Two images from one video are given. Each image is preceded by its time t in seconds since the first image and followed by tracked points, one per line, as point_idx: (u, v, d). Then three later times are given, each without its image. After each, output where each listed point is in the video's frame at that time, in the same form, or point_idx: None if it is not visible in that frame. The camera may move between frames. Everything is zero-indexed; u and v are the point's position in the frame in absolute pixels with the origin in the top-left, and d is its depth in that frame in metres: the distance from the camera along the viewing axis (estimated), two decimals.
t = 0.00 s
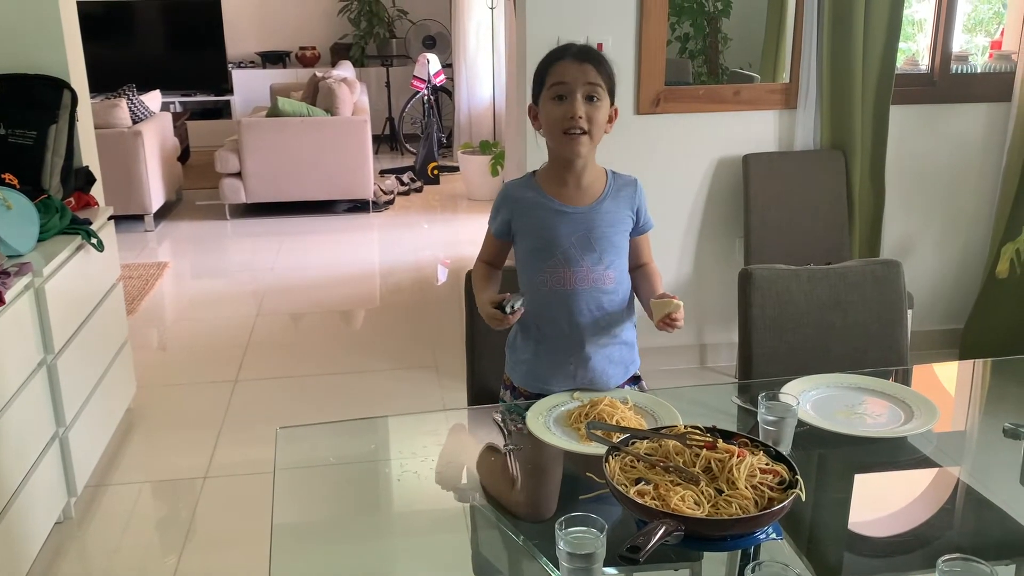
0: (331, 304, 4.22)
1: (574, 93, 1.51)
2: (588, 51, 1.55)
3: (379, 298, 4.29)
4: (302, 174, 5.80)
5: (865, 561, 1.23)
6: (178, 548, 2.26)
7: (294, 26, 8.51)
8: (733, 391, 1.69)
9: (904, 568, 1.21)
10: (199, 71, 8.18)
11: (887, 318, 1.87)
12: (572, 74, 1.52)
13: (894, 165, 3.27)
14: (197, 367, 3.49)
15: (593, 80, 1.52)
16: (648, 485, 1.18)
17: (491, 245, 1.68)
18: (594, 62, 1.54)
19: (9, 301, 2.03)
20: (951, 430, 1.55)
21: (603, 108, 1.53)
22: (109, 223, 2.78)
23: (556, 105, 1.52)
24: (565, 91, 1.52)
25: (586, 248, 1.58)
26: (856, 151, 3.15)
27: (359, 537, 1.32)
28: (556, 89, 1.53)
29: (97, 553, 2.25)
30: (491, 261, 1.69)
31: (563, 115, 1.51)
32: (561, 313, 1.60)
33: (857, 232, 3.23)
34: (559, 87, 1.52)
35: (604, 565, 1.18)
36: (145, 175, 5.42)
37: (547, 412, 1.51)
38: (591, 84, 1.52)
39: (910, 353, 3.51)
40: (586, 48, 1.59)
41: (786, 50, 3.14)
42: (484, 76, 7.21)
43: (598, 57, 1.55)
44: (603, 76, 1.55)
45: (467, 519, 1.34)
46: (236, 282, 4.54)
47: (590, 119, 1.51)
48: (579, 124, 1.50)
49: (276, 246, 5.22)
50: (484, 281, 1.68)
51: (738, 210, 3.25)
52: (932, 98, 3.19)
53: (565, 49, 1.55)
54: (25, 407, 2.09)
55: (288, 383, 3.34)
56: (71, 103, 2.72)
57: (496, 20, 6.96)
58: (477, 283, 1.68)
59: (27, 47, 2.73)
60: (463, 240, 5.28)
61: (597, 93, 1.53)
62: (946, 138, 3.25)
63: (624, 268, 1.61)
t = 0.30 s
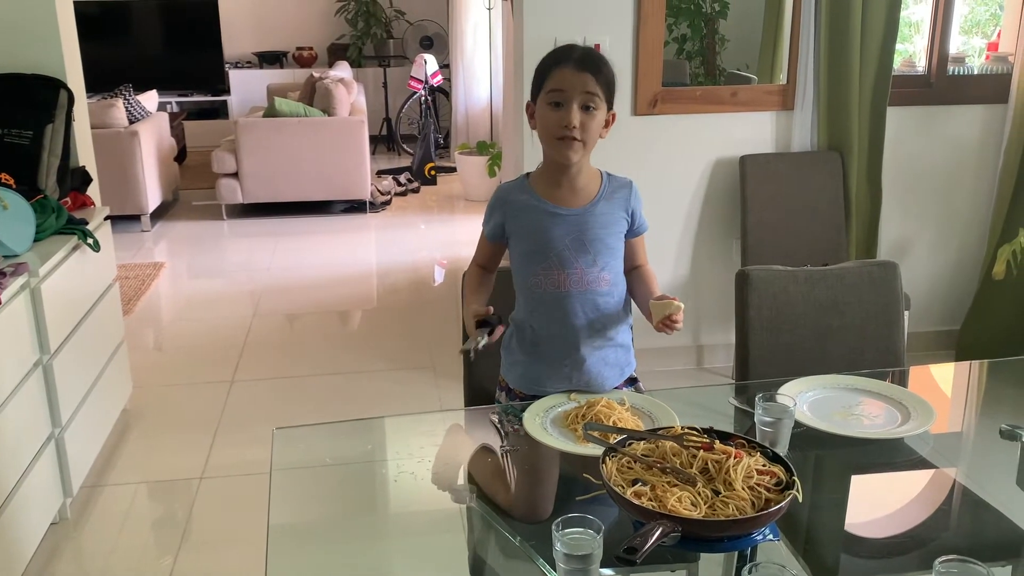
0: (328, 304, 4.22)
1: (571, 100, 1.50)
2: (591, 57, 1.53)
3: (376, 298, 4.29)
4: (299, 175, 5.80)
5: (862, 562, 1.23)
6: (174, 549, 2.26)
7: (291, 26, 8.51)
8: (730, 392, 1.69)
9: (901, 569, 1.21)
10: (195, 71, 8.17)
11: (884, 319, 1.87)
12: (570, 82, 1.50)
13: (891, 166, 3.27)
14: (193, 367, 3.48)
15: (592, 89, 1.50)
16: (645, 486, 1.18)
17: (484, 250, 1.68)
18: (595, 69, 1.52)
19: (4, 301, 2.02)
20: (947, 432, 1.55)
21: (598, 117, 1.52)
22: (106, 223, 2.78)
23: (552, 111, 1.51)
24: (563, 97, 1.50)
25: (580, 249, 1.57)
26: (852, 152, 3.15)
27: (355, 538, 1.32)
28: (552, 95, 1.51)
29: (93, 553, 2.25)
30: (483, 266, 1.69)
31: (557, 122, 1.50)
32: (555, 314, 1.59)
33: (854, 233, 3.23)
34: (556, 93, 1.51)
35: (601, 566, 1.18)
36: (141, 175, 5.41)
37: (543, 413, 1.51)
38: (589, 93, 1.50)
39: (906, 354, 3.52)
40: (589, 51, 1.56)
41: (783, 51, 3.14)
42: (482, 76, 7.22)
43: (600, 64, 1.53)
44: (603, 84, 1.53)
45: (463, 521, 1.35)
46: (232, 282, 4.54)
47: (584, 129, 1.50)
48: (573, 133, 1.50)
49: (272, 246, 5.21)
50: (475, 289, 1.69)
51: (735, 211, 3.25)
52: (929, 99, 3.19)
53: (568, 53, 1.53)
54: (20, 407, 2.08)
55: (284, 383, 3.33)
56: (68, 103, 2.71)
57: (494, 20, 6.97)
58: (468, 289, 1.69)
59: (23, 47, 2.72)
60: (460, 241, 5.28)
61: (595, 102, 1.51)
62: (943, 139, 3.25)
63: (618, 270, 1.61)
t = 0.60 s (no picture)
0: (324, 304, 4.21)
1: (541, 126, 1.44)
2: (558, 73, 1.44)
3: (372, 299, 4.28)
4: (295, 174, 5.79)
5: (858, 562, 1.24)
6: (170, 548, 2.25)
7: (287, 26, 8.50)
8: (726, 392, 1.69)
9: (897, 569, 1.21)
10: (191, 70, 8.15)
11: (879, 319, 1.87)
12: (538, 107, 1.44)
13: (887, 166, 3.27)
14: (188, 367, 3.48)
15: (562, 110, 1.43)
16: (641, 486, 1.18)
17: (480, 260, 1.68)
18: (564, 87, 1.43)
19: None
20: (943, 431, 1.55)
21: (576, 133, 1.45)
22: (101, 223, 2.77)
23: (528, 137, 1.47)
24: (535, 123, 1.45)
25: (575, 249, 1.57)
26: (849, 151, 3.15)
27: (351, 538, 1.31)
28: (525, 120, 1.46)
29: (88, 553, 2.24)
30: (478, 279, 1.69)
31: (534, 149, 1.46)
32: (548, 314, 1.59)
33: (850, 232, 3.24)
34: (529, 119, 1.45)
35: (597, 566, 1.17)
36: (137, 175, 5.40)
37: (539, 413, 1.51)
38: (559, 115, 1.43)
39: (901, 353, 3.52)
40: (559, 59, 1.46)
41: (779, 51, 3.15)
42: (478, 76, 7.21)
43: (569, 78, 1.44)
44: (576, 99, 1.44)
45: (459, 519, 1.34)
46: (228, 282, 4.53)
47: (562, 150, 1.45)
48: (551, 158, 1.46)
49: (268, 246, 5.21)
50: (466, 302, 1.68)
51: (731, 210, 3.25)
52: (925, 99, 3.20)
53: (534, 71, 1.45)
54: (15, 408, 2.07)
55: (280, 383, 3.33)
56: (63, 102, 2.70)
57: (490, 20, 6.96)
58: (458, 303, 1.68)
59: (18, 46, 2.72)
60: (457, 240, 5.28)
61: (568, 121, 1.44)
62: (939, 139, 3.26)
63: (613, 270, 1.61)
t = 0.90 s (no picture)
0: (320, 304, 4.21)
1: (503, 129, 1.43)
2: (515, 75, 1.43)
3: (368, 298, 4.28)
4: (291, 174, 5.78)
5: (854, 560, 1.24)
6: (167, 549, 2.25)
7: (282, 25, 8.48)
8: (721, 391, 1.69)
9: (893, 567, 1.21)
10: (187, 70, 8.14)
11: (875, 317, 1.87)
12: (497, 109, 1.44)
13: (883, 164, 3.28)
14: (184, 367, 3.47)
15: (521, 110, 1.42)
16: (636, 485, 1.17)
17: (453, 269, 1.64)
18: (522, 86, 1.42)
19: None
20: (938, 429, 1.55)
21: (539, 133, 1.44)
22: (96, 223, 2.76)
23: (492, 141, 1.46)
24: (496, 126, 1.44)
25: (556, 255, 1.57)
26: (845, 150, 3.15)
27: (346, 538, 1.31)
28: (487, 124, 1.46)
29: (84, 554, 2.24)
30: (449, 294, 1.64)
31: (498, 152, 1.46)
32: (532, 319, 1.60)
33: (846, 231, 3.24)
34: (490, 123, 1.45)
35: (592, 565, 1.18)
36: (133, 175, 5.38)
37: (534, 412, 1.51)
38: (518, 115, 1.42)
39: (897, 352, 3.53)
40: (517, 61, 1.46)
41: (774, 50, 3.15)
42: (474, 75, 7.21)
43: (527, 78, 1.43)
44: (535, 99, 1.43)
45: (454, 519, 1.34)
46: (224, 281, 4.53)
47: (526, 150, 1.44)
48: (515, 159, 1.45)
49: (265, 246, 5.20)
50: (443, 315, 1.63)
51: (727, 209, 3.25)
52: (920, 97, 3.20)
53: (493, 76, 1.45)
54: (10, 408, 2.07)
55: (276, 383, 3.33)
56: (58, 102, 2.70)
57: (486, 19, 6.96)
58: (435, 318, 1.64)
59: (11, 46, 2.71)
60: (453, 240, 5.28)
61: (529, 121, 1.43)
62: (934, 137, 3.26)
63: (595, 272, 1.61)
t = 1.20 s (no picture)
0: (317, 304, 4.20)
1: (465, 146, 1.40)
2: (470, 91, 1.38)
3: (366, 298, 4.27)
4: (287, 174, 5.77)
5: (851, 559, 1.24)
6: (164, 549, 2.25)
7: (279, 25, 8.48)
8: (719, 390, 1.68)
9: (890, 566, 1.21)
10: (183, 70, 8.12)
11: (872, 316, 1.87)
12: (456, 127, 1.40)
13: (880, 163, 3.28)
14: (181, 367, 3.47)
15: (480, 127, 1.38)
16: (633, 484, 1.17)
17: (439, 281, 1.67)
18: (480, 104, 1.38)
19: None
20: (936, 428, 1.56)
21: (501, 145, 1.41)
22: (92, 223, 2.75)
23: (455, 157, 1.44)
24: (458, 143, 1.41)
25: (519, 268, 1.58)
26: (841, 149, 3.15)
27: (344, 538, 1.31)
28: (448, 141, 1.42)
29: (82, 554, 2.23)
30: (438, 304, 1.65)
31: (463, 167, 1.43)
32: (509, 325, 1.63)
33: (844, 230, 3.24)
34: (451, 140, 1.42)
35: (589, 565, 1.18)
36: (129, 175, 5.37)
37: (532, 412, 1.51)
38: (478, 133, 1.39)
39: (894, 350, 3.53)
40: (472, 74, 1.40)
41: (771, 50, 3.15)
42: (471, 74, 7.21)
43: (482, 93, 1.38)
44: (493, 113, 1.39)
45: (451, 519, 1.33)
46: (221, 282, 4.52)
47: (490, 164, 1.42)
48: (481, 174, 1.43)
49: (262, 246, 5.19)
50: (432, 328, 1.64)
51: (724, 209, 3.25)
52: (917, 96, 3.20)
53: (448, 95, 1.40)
54: (6, 409, 2.06)
55: (273, 383, 3.32)
56: (54, 103, 2.69)
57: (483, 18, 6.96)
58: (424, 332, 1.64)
59: (6, 46, 2.70)
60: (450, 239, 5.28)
61: (490, 136, 1.39)
62: (931, 135, 3.26)
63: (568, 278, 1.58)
